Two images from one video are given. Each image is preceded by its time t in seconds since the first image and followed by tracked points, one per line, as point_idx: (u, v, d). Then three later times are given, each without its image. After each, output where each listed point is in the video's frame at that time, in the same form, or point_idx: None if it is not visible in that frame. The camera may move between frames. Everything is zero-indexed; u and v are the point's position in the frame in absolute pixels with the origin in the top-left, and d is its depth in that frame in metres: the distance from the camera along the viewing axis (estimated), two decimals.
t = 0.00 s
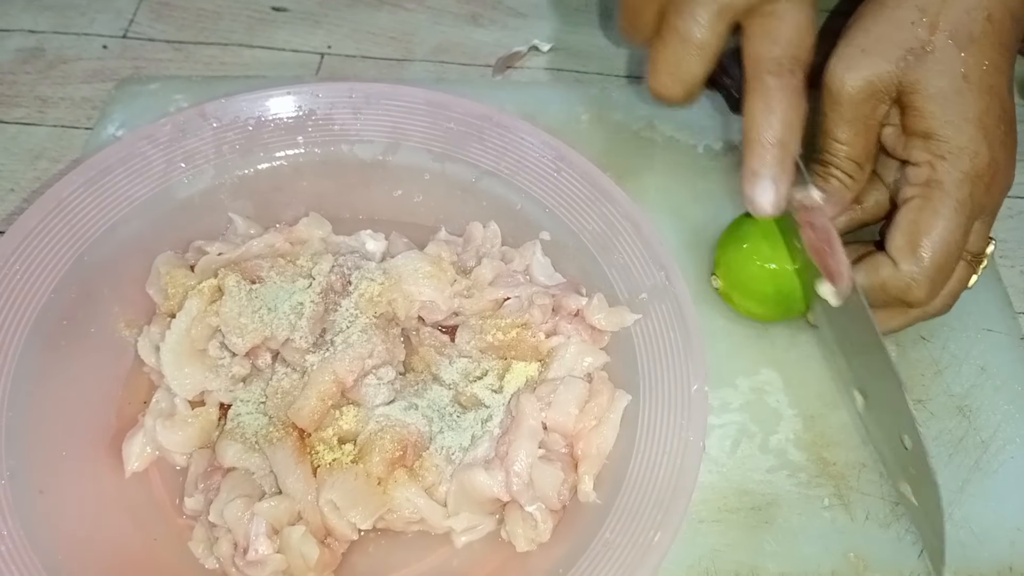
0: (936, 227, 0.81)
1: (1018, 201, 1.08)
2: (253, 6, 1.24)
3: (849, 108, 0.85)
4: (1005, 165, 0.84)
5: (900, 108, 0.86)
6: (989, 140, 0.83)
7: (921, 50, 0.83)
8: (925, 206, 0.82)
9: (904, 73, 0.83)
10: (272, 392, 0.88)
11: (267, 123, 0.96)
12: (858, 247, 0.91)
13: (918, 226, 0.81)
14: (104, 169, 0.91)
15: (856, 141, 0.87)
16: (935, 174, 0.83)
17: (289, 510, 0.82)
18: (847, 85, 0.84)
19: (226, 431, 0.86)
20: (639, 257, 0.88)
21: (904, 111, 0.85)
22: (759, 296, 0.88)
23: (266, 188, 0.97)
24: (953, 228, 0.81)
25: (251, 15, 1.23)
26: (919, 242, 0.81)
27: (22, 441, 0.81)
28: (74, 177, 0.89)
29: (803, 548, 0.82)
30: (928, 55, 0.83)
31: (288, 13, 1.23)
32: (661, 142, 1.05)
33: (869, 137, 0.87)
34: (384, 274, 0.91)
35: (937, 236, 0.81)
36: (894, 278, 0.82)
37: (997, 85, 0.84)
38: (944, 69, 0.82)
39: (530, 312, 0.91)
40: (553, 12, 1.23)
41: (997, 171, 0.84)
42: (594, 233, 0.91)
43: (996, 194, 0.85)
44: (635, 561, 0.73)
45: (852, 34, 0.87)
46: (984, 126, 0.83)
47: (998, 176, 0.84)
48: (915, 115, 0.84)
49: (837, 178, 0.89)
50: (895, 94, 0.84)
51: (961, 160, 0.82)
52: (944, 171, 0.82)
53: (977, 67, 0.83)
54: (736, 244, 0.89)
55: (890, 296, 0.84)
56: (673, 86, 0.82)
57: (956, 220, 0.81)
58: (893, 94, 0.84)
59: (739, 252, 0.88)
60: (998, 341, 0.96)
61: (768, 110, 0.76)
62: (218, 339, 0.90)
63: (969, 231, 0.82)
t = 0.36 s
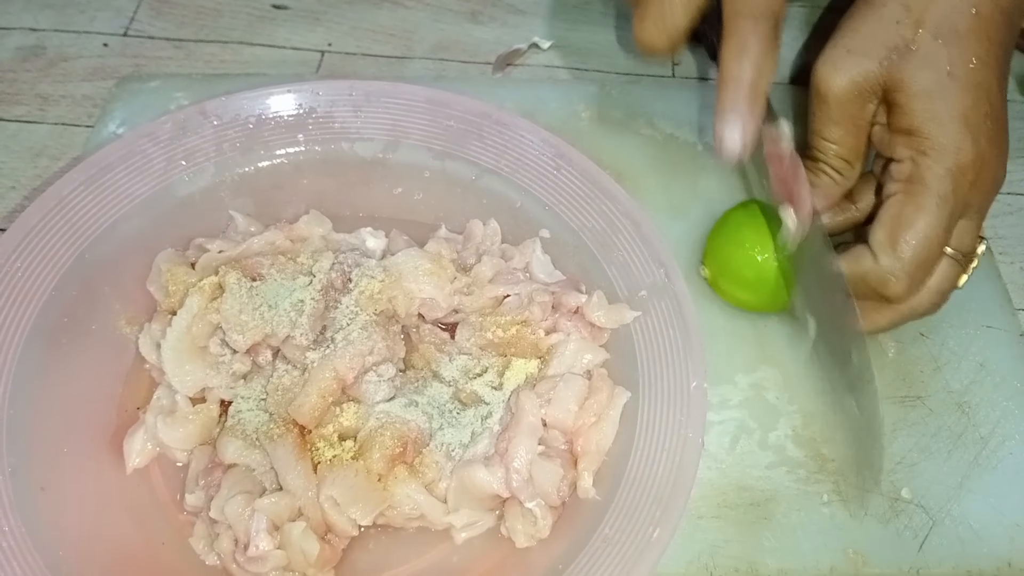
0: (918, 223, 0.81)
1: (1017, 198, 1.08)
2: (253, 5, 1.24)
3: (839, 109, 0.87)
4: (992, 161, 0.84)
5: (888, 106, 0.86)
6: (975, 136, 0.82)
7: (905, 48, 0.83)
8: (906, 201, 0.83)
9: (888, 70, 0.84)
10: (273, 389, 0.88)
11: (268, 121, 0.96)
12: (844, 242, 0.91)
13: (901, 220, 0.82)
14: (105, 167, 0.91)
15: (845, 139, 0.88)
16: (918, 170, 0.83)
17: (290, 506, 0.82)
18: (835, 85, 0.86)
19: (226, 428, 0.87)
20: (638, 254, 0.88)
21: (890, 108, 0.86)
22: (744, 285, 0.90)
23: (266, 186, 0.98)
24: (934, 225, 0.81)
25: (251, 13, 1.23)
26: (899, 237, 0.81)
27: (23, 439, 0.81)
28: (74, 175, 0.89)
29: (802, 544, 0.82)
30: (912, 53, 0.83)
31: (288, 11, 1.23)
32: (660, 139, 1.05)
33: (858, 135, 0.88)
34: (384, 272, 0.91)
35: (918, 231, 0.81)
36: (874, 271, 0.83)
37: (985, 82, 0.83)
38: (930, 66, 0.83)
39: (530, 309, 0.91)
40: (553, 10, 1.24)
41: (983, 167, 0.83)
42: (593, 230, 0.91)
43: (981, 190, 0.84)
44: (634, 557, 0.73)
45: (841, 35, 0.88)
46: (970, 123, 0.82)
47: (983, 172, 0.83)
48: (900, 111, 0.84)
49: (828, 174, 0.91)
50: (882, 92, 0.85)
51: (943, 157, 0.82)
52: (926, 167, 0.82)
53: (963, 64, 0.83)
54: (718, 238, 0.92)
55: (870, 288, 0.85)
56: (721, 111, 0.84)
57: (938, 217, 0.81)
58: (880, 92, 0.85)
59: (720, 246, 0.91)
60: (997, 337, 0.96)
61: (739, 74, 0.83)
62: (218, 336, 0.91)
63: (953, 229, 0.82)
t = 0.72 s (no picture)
0: (931, 234, 0.81)
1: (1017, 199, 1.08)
2: (253, 4, 1.24)
3: (857, 120, 0.87)
4: (1006, 173, 0.84)
5: (904, 117, 0.86)
6: (990, 149, 0.82)
7: (924, 61, 0.83)
8: (921, 211, 0.83)
9: (907, 81, 0.83)
10: (271, 389, 0.88)
11: (267, 122, 0.96)
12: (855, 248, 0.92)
13: (914, 230, 0.82)
14: (104, 168, 0.91)
15: (862, 149, 0.89)
16: (932, 181, 0.83)
17: (289, 507, 0.82)
18: (853, 97, 0.86)
19: (225, 429, 0.87)
20: (637, 255, 0.88)
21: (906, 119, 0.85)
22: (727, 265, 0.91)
23: (265, 186, 0.98)
24: (948, 235, 0.81)
25: (250, 13, 1.23)
26: (913, 246, 0.82)
27: (22, 440, 0.81)
28: (73, 175, 0.89)
29: (801, 544, 0.82)
30: (931, 65, 0.82)
31: (287, 11, 1.23)
32: (660, 140, 1.05)
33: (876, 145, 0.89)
34: (383, 272, 0.91)
35: (931, 242, 0.81)
36: (889, 283, 0.83)
37: (1003, 94, 0.82)
38: (948, 78, 0.82)
39: (529, 310, 0.91)
40: (552, 10, 1.23)
41: (997, 181, 0.83)
42: (592, 230, 0.91)
43: (994, 204, 0.84)
44: (632, 558, 0.73)
45: (859, 44, 0.87)
46: (985, 136, 0.82)
47: (997, 186, 0.83)
48: (916, 122, 0.84)
49: (840, 180, 0.92)
50: (898, 102, 0.85)
51: (958, 168, 0.82)
52: (940, 179, 0.83)
53: (981, 76, 0.82)
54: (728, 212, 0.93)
55: (881, 296, 0.85)
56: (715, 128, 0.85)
57: (952, 226, 0.81)
58: (897, 103, 0.85)
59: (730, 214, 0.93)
60: (997, 338, 0.96)
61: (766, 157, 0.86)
62: (217, 337, 0.91)
63: (966, 237, 0.83)
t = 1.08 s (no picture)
0: (948, 236, 0.83)
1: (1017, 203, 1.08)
2: (252, 7, 1.24)
3: (865, 121, 0.86)
4: (1015, 169, 0.85)
5: (912, 120, 0.86)
6: (999, 148, 0.84)
7: (931, 63, 0.84)
8: (935, 213, 0.84)
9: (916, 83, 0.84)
10: (271, 393, 0.88)
11: (267, 126, 0.96)
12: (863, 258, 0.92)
13: (930, 233, 0.84)
14: (104, 171, 0.91)
15: (870, 152, 0.87)
16: (943, 182, 0.85)
17: (289, 511, 0.82)
18: (862, 98, 0.85)
19: (225, 433, 0.87)
20: (637, 258, 0.88)
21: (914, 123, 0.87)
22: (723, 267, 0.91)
23: (265, 189, 0.98)
24: (964, 235, 0.83)
25: (250, 16, 1.23)
26: (931, 250, 0.84)
27: (21, 443, 0.81)
28: (73, 179, 0.89)
29: (802, 548, 0.82)
30: (938, 68, 0.84)
31: (287, 14, 1.23)
32: (660, 142, 1.05)
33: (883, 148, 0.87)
34: (383, 275, 0.91)
35: (949, 243, 0.83)
36: (910, 288, 0.85)
37: (1007, 96, 0.84)
38: (957, 79, 0.84)
39: (530, 313, 0.91)
40: (552, 13, 1.23)
41: (1006, 176, 0.85)
42: (592, 234, 0.91)
43: (1004, 200, 0.86)
44: (633, 562, 0.73)
45: (865, 48, 0.87)
46: (994, 136, 0.83)
47: (1006, 183, 0.85)
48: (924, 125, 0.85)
49: (849, 182, 0.88)
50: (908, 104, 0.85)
51: (969, 169, 0.83)
52: (952, 181, 0.84)
53: (988, 77, 0.84)
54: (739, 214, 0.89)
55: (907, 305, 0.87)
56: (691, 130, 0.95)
57: (967, 226, 0.83)
58: (905, 106, 0.86)
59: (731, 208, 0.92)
60: (997, 342, 0.96)
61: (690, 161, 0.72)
62: (217, 340, 0.90)
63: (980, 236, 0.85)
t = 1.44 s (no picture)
0: (926, 199, 0.83)
1: (1016, 201, 1.08)
2: (251, 6, 1.24)
3: (850, 87, 0.88)
4: (1008, 140, 0.84)
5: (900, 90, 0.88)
6: (988, 117, 0.83)
7: (920, 32, 0.86)
8: (915, 178, 0.84)
9: (904, 55, 0.86)
10: (268, 389, 0.87)
11: (265, 122, 0.96)
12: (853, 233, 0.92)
13: (909, 196, 0.84)
14: (101, 167, 0.90)
15: (853, 118, 0.89)
16: (930, 148, 0.85)
17: (285, 508, 0.81)
18: (848, 63, 0.87)
19: (222, 429, 0.86)
20: (637, 252, 0.87)
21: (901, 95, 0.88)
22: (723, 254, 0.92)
23: (263, 185, 0.97)
24: (944, 201, 0.83)
25: (248, 15, 1.23)
26: (908, 212, 0.83)
27: (17, 441, 0.80)
28: (69, 175, 0.89)
29: (802, 546, 0.81)
30: (928, 36, 0.86)
31: (285, 13, 1.23)
32: (660, 139, 1.05)
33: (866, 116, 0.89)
34: (381, 271, 0.91)
35: (928, 207, 0.83)
36: (887, 253, 0.84)
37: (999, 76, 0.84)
38: (944, 49, 0.85)
39: (528, 308, 0.90)
40: (551, 12, 1.23)
41: (997, 146, 0.84)
42: (592, 228, 0.91)
43: (995, 171, 0.84)
44: (632, 558, 0.72)
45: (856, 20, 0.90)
46: (983, 103, 0.83)
47: (997, 154, 0.84)
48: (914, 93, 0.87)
49: (825, 153, 0.91)
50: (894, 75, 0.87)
51: (952, 134, 0.84)
52: (936, 146, 0.84)
53: (976, 48, 0.85)
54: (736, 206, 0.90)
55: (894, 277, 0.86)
56: (686, 105, 0.93)
57: (947, 192, 0.83)
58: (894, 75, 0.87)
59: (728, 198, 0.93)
60: (997, 340, 0.96)
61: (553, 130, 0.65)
62: (214, 337, 0.90)
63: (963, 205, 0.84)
